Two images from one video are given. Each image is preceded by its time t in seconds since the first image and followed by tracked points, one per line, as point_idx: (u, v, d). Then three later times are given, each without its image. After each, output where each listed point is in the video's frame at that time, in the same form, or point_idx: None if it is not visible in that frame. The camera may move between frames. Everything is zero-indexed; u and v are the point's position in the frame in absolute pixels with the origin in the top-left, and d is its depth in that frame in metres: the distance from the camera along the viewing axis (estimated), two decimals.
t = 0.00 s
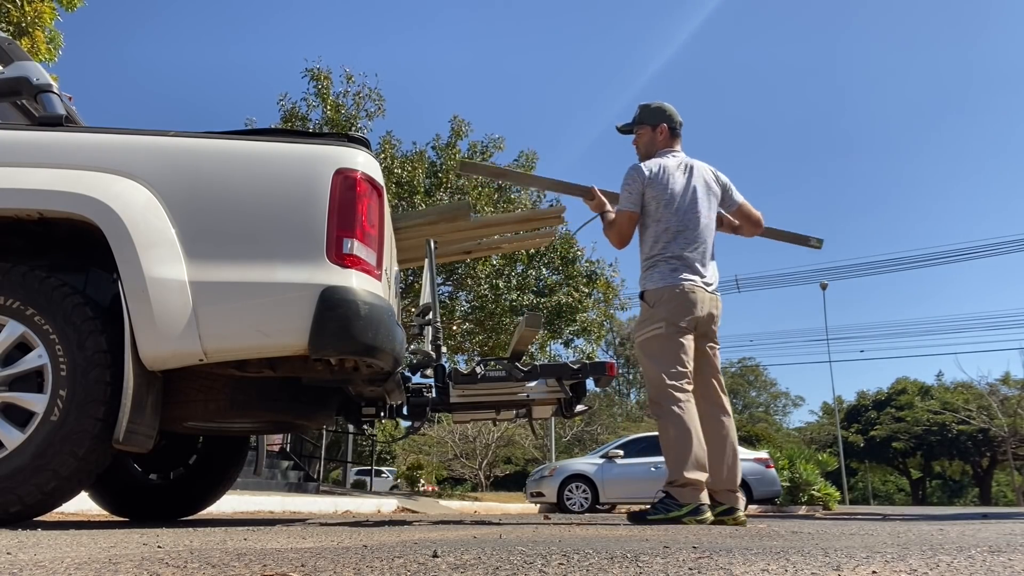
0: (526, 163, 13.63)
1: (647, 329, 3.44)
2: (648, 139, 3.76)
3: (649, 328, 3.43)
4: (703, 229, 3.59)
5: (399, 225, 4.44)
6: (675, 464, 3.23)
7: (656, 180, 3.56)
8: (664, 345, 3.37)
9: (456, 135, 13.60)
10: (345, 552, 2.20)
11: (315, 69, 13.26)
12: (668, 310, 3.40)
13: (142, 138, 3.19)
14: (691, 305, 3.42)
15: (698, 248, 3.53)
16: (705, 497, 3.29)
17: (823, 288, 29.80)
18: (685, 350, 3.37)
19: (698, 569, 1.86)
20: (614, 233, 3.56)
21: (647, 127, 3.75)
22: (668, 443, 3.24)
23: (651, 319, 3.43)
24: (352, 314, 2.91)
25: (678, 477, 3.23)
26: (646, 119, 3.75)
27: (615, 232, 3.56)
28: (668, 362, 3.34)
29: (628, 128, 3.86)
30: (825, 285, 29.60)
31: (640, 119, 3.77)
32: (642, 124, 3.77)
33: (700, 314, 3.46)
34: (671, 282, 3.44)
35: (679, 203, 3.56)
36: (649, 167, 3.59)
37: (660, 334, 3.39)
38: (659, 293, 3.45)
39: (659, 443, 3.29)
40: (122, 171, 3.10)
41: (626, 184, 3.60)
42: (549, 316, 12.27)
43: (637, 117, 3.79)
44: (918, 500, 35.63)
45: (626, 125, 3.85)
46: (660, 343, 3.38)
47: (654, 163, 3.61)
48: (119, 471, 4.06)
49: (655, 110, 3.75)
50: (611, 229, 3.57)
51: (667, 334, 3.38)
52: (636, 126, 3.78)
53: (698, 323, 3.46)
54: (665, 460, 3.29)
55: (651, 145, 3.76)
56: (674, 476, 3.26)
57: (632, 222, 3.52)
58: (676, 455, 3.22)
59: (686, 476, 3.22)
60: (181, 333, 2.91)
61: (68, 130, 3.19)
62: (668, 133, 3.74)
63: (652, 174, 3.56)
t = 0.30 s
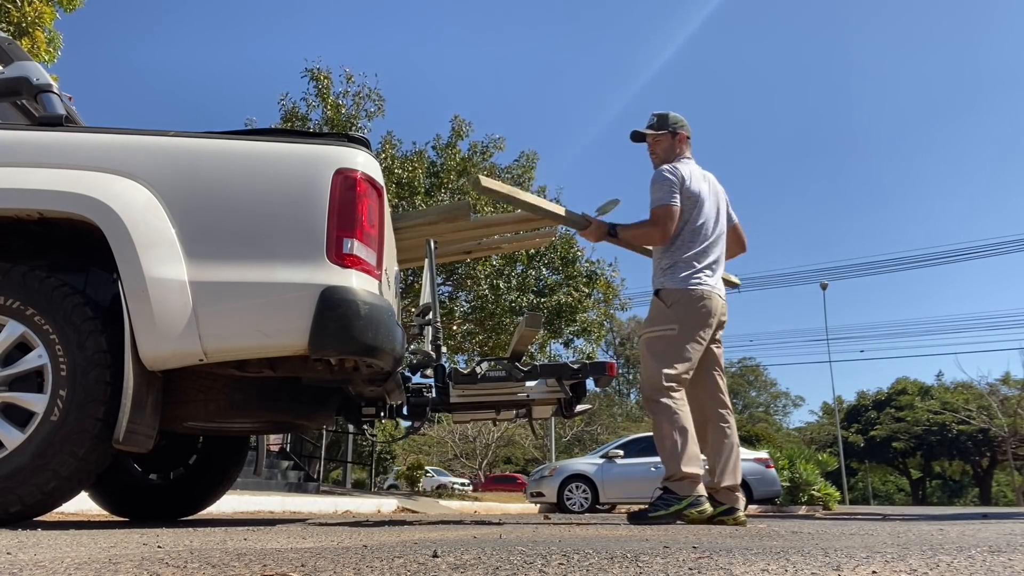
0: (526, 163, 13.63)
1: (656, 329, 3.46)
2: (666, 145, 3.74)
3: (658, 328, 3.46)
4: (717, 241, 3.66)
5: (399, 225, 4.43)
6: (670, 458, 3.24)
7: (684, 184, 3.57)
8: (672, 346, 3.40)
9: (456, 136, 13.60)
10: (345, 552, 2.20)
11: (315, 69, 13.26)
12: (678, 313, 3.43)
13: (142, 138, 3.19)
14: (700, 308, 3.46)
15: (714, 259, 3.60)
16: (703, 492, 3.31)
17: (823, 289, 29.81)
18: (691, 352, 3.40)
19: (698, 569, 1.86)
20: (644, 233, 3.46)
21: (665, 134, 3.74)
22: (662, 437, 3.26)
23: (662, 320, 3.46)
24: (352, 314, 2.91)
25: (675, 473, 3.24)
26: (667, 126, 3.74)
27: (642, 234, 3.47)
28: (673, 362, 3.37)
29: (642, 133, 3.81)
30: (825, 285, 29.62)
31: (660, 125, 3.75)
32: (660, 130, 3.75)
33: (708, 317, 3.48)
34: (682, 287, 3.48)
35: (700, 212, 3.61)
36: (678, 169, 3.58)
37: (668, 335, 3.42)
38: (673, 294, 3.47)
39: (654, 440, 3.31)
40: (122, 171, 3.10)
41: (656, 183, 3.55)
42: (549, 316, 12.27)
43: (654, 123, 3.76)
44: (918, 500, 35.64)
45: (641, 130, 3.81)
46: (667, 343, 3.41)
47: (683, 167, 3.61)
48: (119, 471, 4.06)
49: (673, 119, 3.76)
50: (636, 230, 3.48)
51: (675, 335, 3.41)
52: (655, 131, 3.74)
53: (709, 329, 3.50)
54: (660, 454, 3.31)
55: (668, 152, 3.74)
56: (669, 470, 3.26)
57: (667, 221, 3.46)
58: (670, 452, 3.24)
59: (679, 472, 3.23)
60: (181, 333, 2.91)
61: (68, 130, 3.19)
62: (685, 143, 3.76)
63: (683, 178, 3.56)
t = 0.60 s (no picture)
0: (526, 163, 13.63)
1: (661, 327, 3.45)
2: (668, 145, 3.74)
3: (663, 326, 3.45)
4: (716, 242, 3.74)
5: (399, 225, 4.43)
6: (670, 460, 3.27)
7: (693, 184, 3.62)
8: (676, 345, 3.40)
9: (456, 136, 13.60)
10: (345, 552, 2.20)
11: (315, 69, 13.25)
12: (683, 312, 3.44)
13: (143, 138, 3.19)
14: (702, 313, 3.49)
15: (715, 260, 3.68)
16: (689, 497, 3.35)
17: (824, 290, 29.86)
18: (694, 352, 3.42)
19: (698, 569, 1.86)
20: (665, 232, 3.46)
21: (668, 135, 3.73)
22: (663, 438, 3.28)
23: (667, 318, 3.45)
24: (352, 315, 2.91)
25: (669, 474, 3.27)
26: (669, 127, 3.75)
27: (658, 230, 3.47)
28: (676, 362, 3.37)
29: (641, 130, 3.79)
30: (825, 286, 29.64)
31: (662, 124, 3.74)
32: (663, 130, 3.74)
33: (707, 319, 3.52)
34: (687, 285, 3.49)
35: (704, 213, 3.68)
36: (688, 168, 3.62)
37: (672, 334, 3.42)
38: (678, 292, 3.47)
39: (653, 440, 3.33)
40: (123, 172, 3.10)
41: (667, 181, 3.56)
42: (549, 316, 12.28)
43: (655, 122, 3.75)
44: (918, 500, 35.73)
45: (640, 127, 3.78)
46: (671, 342, 3.41)
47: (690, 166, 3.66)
48: (119, 471, 4.06)
49: (673, 120, 3.78)
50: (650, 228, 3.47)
51: (679, 334, 3.42)
52: (658, 129, 3.72)
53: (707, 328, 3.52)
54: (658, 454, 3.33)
55: (669, 153, 3.74)
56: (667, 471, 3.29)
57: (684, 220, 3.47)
58: (669, 453, 3.28)
59: (677, 473, 3.27)
60: (180, 333, 2.91)
61: (68, 130, 3.19)
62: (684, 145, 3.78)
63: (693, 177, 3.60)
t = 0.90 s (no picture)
0: (526, 163, 13.62)
1: (654, 325, 3.44)
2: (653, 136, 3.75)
3: (655, 324, 3.44)
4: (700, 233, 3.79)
5: (398, 226, 4.44)
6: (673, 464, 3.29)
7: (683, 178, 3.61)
8: (669, 343, 3.41)
9: (456, 135, 13.60)
10: (345, 552, 2.20)
11: (315, 68, 13.25)
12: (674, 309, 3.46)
13: (142, 138, 3.18)
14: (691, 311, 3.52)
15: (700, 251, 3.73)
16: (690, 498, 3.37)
17: (824, 290, 29.89)
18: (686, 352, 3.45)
19: (698, 569, 1.86)
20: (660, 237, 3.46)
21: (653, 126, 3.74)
22: (665, 441, 3.30)
23: (656, 315, 3.46)
24: (352, 314, 2.91)
25: (671, 477, 3.30)
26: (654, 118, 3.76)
27: (653, 234, 3.46)
28: (672, 362, 3.39)
29: (625, 122, 3.78)
30: (825, 286, 29.62)
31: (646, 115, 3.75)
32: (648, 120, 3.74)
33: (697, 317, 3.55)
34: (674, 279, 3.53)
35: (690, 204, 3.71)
36: (678, 161, 3.61)
37: (665, 332, 3.42)
38: (666, 288, 3.50)
39: (653, 443, 3.35)
40: (122, 172, 3.10)
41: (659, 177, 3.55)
42: (549, 316, 12.28)
43: (638, 114, 3.74)
44: (918, 501, 35.73)
45: (623, 119, 3.77)
46: (665, 340, 3.42)
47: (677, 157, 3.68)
48: (119, 471, 4.06)
49: (654, 111, 3.79)
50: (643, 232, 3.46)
51: (673, 333, 3.43)
52: (642, 122, 3.72)
53: (695, 323, 3.54)
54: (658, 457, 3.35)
55: (655, 144, 3.75)
56: (667, 476, 3.31)
57: (676, 214, 3.50)
58: (670, 458, 3.30)
59: (679, 476, 3.30)
60: (180, 333, 2.91)
61: (69, 130, 3.20)
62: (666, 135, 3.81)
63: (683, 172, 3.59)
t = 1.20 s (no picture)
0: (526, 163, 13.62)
1: (648, 325, 3.45)
2: (643, 127, 3.75)
3: (648, 324, 3.46)
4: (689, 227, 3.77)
5: (398, 226, 4.44)
6: (674, 466, 3.30)
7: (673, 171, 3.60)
8: (662, 341, 3.42)
9: (456, 135, 13.60)
10: (346, 552, 2.20)
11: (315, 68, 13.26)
12: (666, 305, 3.45)
13: (143, 138, 3.18)
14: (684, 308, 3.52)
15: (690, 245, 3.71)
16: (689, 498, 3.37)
17: (824, 289, 29.94)
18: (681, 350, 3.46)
19: (698, 569, 1.86)
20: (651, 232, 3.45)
21: (643, 116, 3.74)
22: (665, 443, 3.31)
23: (649, 314, 3.46)
24: (352, 314, 2.91)
25: (672, 479, 3.31)
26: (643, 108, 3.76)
27: (643, 229, 3.45)
28: (666, 360, 3.41)
29: (614, 113, 3.77)
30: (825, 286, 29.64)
31: (635, 105, 3.75)
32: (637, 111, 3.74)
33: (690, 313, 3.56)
34: (663, 275, 3.51)
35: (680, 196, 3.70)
36: (667, 152, 3.60)
37: (658, 330, 3.43)
38: (652, 284, 3.49)
39: (653, 443, 3.36)
40: (122, 172, 3.10)
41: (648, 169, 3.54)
42: (549, 316, 12.28)
43: (627, 105, 3.74)
44: (918, 501, 35.73)
45: (612, 110, 3.77)
46: (659, 338, 3.43)
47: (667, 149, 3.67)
48: (119, 471, 4.06)
49: (644, 101, 3.78)
50: (632, 227, 3.45)
51: (667, 332, 3.44)
52: (630, 113, 3.72)
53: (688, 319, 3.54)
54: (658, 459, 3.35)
55: (644, 135, 3.76)
56: (669, 477, 3.31)
57: (665, 205, 3.49)
58: (671, 459, 3.30)
59: (680, 476, 3.30)
60: (180, 333, 2.91)
61: (69, 130, 3.20)
62: (656, 124, 3.82)
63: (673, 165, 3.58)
